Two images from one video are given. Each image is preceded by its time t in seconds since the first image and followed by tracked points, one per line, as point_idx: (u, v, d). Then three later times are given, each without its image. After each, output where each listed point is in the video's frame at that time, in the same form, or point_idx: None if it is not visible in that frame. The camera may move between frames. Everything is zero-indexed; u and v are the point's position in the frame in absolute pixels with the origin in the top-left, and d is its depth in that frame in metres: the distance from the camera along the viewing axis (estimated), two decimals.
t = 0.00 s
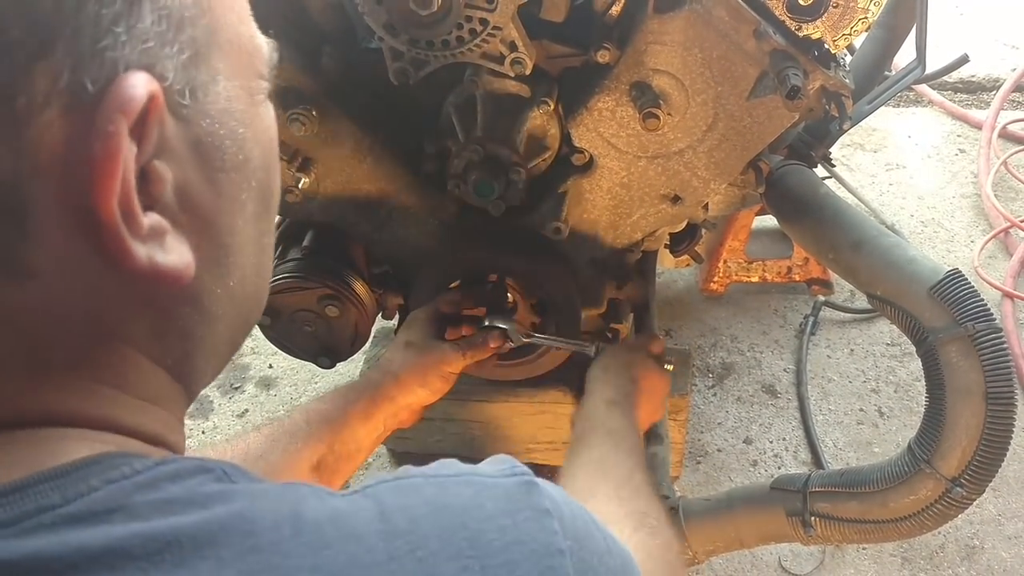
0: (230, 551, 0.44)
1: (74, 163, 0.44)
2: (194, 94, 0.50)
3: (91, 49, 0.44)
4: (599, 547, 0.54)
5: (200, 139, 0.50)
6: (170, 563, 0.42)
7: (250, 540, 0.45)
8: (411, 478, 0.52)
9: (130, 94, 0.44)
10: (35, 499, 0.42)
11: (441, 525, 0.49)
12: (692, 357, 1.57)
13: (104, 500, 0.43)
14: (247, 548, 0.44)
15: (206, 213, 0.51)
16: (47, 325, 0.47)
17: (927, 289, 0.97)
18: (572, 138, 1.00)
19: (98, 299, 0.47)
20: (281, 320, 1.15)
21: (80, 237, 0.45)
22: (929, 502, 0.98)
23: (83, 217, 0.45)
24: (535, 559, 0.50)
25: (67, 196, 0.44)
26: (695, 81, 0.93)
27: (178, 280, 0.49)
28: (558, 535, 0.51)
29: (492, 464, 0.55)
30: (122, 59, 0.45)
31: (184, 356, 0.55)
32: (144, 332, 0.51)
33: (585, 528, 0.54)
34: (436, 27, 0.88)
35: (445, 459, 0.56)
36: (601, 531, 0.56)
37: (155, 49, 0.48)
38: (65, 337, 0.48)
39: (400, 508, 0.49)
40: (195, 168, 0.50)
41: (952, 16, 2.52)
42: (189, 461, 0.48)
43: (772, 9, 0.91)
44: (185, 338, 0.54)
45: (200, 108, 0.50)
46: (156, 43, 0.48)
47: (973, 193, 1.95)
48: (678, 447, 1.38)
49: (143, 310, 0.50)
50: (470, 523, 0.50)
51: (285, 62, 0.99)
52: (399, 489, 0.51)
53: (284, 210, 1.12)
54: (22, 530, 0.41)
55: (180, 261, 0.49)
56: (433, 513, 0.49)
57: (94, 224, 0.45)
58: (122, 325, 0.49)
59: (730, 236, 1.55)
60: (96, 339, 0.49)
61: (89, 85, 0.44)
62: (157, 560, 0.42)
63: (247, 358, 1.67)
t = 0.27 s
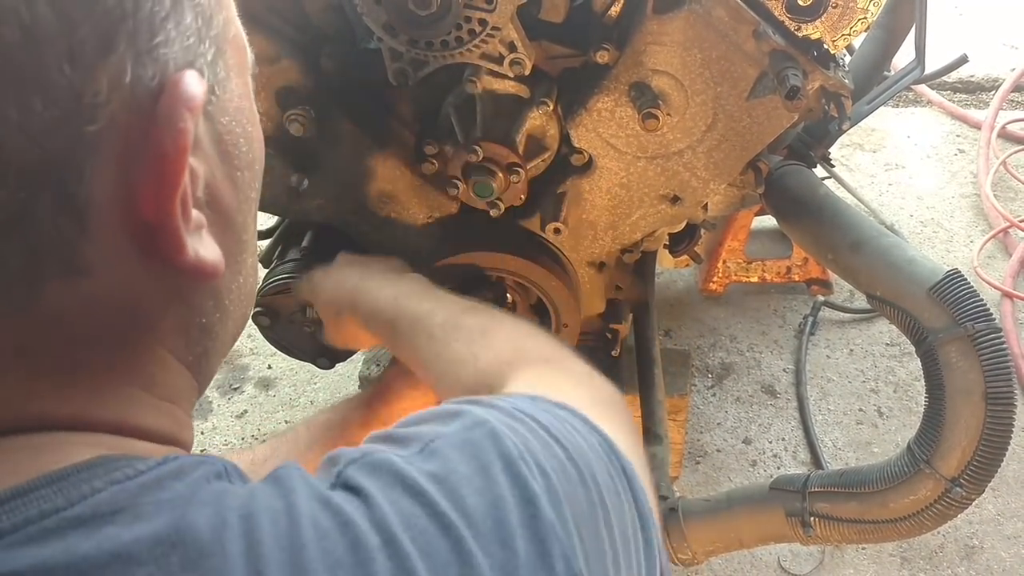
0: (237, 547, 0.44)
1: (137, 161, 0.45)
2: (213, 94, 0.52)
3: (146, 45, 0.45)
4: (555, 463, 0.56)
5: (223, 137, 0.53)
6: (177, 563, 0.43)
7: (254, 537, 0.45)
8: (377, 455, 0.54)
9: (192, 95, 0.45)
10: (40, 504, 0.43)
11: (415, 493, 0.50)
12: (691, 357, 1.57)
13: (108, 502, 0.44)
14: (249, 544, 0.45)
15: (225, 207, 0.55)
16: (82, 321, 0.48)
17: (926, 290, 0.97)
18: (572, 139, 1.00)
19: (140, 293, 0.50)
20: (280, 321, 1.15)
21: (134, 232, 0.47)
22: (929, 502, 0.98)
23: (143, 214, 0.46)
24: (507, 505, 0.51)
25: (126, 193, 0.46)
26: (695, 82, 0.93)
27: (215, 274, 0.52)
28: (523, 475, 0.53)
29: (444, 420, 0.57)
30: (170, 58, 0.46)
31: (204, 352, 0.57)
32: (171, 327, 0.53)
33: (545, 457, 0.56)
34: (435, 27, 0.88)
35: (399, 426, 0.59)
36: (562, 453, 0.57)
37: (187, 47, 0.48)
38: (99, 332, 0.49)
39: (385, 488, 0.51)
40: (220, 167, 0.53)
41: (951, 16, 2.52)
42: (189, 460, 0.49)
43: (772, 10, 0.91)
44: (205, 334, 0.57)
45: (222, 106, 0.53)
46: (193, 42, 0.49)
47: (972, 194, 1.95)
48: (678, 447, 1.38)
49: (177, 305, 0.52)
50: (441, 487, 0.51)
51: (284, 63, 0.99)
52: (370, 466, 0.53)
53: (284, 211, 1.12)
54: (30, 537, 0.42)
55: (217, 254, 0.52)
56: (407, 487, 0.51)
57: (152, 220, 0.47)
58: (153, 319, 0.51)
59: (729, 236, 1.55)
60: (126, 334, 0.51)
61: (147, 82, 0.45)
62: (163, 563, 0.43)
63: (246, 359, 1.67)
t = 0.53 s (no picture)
0: (238, 539, 0.44)
1: (117, 134, 0.48)
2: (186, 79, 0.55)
3: (120, 24, 0.49)
4: (611, 546, 0.52)
5: (200, 120, 0.56)
6: (179, 548, 0.43)
7: (255, 531, 0.45)
8: (421, 471, 0.51)
9: (163, 71, 0.49)
10: (48, 484, 0.43)
11: (448, 516, 0.48)
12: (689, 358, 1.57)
13: (116, 486, 0.44)
14: (254, 537, 0.44)
15: (206, 188, 0.57)
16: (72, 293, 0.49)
17: (923, 291, 0.97)
18: (570, 140, 1.01)
19: (124, 265, 0.51)
20: (278, 321, 1.15)
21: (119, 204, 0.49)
22: (926, 503, 0.98)
23: (126, 184, 0.48)
24: (540, 557, 0.48)
25: (108, 164, 0.48)
26: (691, 82, 0.93)
27: (196, 247, 0.54)
28: (568, 534, 0.49)
29: (507, 463, 0.54)
30: (143, 39, 0.50)
31: (191, 328, 0.58)
32: (159, 302, 0.54)
33: (598, 530, 0.52)
34: (431, 30, 0.88)
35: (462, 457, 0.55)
36: (617, 537, 0.53)
37: (159, 35, 0.52)
38: (88, 305, 0.50)
39: (405, 499, 0.48)
40: (197, 147, 0.56)
41: (950, 17, 2.52)
42: (199, 452, 0.49)
43: (768, 12, 0.91)
44: (191, 310, 0.57)
45: (194, 89, 0.56)
46: (164, 25, 0.53)
47: (971, 194, 1.95)
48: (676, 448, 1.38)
49: (162, 277, 0.53)
50: (477, 517, 0.48)
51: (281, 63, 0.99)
52: (407, 482, 0.50)
53: (281, 212, 1.12)
54: (33, 514, 0.42)
55: (198, 230, 0.54)
56: (441, 506, 0.48)
57: (134, 188, 0.49)
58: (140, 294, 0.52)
59: (727, 237, 1.55)
60: (115, 308, 0.51)
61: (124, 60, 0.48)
62: (165, 546, 0.43)
63: (245, 359, 1.67)
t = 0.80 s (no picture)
0: (263, 531, 0.46)
1: (160, 133, 0.48)
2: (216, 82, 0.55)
3: (160, 26, 0.47)
4: (596, 499, 0.57)
5: (223, 120, 0.56)
6: (207, 543, 0.45)
7: (280, 520, 0.47)
8: (417, 456, 0.55)
9: (205, 71, 0.48)
10: (74, 480, 0.44)
11: (454, 497, 0.51)
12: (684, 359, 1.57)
13: (140, 482, 0.45)
14: (276, 529, 0.46)
15: (225, 185, 0.58)
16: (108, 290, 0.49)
17: (916, 293, 0.97)
18: (564, 141, 1.00)
19: (158, 264, 0.51)
20: (273, 322, 1.15)
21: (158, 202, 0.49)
22: (920, 504, 0.98)
23: (167, 181, 0.49)
24: (545, 524, 0.52)
25: (151, 166, 0.48)
26: (685, 84, 0.93)
27: (224, 245, 0.55)
28: (563, 499, 0.53)
29: (486, 434, 0.58)
30: (179, 41, 0.48)
31: (212, 326, 0.58)
32: (186, 298, 0.54)
33: (584, 490, 0.56)
34: (429, 29, 0.87)
35: (434, 435, 0.59)
36: (600, 490, 0.58)
37: (192, 38, 0.50)
38: (122, 303, 0.50)
39: (416, 487, 0.52)
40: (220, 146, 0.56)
41: (945, 19, 2.53)
42: (216, 446, 0.49)
43: (762, 13, 0.91)
44: (212, 305, 0.58)
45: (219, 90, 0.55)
46: (196, 26, 0.51)
47: (965, 196, 1.95)
48: (672, 449, 1.39)
49: (190, 275, 0.54)
50: (483, 496, 0.52)
51: (276, 64, 0.98)
52: (408, 466, 0.54)
53: (276, 213, 1.12)
54: (62, 511, 0.43)
55: (227, 226, 0.55)
56: (449, 491, 0.52)
57: (176, 189, 0.49)
58: (170, 291, 0.53)
59: (722, 239, 1.55)
60: (147, 305, 0.52)
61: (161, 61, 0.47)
62: (193, 541, 0.44)
63: (239, 360, 1.67)
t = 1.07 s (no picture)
0: (263, 522, 0.45)
1: (159, 133, 0.49)
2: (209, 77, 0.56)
3: (159, 30, 0.48)
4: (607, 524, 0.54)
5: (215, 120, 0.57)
6: (212, 531, 0.44)
7: (279, 514, 0.46)
8: (426, 458, 0.53)
9: (201, 72, 0.50)
10: (77, 473, 0.43)
11: (457, 498, 0.49)
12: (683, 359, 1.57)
13: (143, 474, 0.45)
14: (277, 520, 0.46)
15: (217, 184, 0.58)
16: (112, 290, 0.50)
17: (915, 293, 0.97)
18: (563, 141, 1.00)
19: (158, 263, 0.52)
20: (272, 322, 1.15)
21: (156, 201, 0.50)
22: (918, 503, 0.98)
23: (164, 181, 0.50)
24: (547, 536, 0.50)
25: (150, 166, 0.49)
26: (684, 84, 0.93)
27: (218, 242, 0.56)
28: (569, 512, 0.51)
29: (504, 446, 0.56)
30: (177, 43, 0.49)
31: (204, 321, 0.59)
32: (182, 297, 0.55)
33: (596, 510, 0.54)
34: (426, 30, 0.88)
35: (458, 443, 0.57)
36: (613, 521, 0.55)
37: (189, 41, 0.51)
38: (124, 303, 0.51)
39: (418, 482, 0.50)
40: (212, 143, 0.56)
41: (944, 19, 2.53)
42: (217, 441, 0.50)
43: (761, 13, 0.91)
44: (205, 301, 0.58)
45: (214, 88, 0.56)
46: (190, 27, 0.52)
47: (965, 196, 1.95)
48: (670, 449, 1.39)
49: (187, 272, 0.55)
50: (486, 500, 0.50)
51: (275, 63, 0.98)
52: (417, 466, 0.52)
53: (276, 212, 1.12)
54: (66, 501, 0.42)
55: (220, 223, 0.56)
56: (452, 490, 0.50)
57: (175, 188, 0.50)
58: (169, 289, 0.54)
59: (721, 239, 1.55)
60: (149, 304, 0.52)
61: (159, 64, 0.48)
62: (194, 530, 0.44)
63: (240, 359, 1.67)
